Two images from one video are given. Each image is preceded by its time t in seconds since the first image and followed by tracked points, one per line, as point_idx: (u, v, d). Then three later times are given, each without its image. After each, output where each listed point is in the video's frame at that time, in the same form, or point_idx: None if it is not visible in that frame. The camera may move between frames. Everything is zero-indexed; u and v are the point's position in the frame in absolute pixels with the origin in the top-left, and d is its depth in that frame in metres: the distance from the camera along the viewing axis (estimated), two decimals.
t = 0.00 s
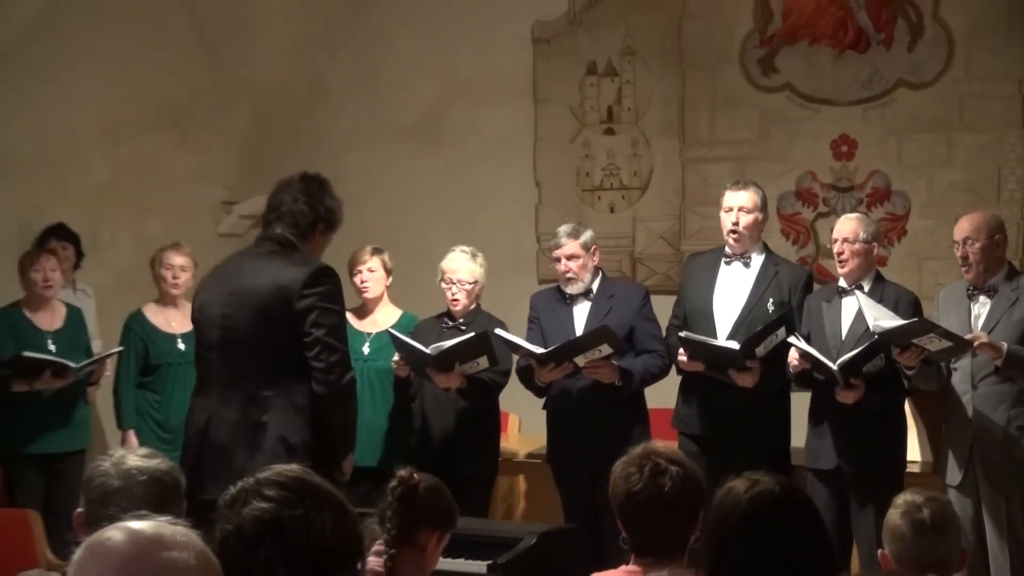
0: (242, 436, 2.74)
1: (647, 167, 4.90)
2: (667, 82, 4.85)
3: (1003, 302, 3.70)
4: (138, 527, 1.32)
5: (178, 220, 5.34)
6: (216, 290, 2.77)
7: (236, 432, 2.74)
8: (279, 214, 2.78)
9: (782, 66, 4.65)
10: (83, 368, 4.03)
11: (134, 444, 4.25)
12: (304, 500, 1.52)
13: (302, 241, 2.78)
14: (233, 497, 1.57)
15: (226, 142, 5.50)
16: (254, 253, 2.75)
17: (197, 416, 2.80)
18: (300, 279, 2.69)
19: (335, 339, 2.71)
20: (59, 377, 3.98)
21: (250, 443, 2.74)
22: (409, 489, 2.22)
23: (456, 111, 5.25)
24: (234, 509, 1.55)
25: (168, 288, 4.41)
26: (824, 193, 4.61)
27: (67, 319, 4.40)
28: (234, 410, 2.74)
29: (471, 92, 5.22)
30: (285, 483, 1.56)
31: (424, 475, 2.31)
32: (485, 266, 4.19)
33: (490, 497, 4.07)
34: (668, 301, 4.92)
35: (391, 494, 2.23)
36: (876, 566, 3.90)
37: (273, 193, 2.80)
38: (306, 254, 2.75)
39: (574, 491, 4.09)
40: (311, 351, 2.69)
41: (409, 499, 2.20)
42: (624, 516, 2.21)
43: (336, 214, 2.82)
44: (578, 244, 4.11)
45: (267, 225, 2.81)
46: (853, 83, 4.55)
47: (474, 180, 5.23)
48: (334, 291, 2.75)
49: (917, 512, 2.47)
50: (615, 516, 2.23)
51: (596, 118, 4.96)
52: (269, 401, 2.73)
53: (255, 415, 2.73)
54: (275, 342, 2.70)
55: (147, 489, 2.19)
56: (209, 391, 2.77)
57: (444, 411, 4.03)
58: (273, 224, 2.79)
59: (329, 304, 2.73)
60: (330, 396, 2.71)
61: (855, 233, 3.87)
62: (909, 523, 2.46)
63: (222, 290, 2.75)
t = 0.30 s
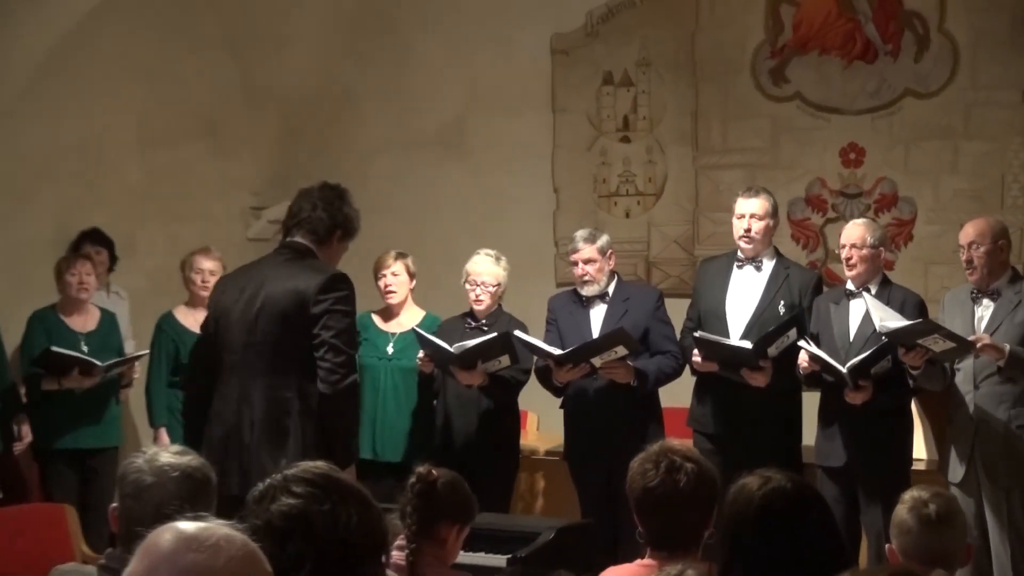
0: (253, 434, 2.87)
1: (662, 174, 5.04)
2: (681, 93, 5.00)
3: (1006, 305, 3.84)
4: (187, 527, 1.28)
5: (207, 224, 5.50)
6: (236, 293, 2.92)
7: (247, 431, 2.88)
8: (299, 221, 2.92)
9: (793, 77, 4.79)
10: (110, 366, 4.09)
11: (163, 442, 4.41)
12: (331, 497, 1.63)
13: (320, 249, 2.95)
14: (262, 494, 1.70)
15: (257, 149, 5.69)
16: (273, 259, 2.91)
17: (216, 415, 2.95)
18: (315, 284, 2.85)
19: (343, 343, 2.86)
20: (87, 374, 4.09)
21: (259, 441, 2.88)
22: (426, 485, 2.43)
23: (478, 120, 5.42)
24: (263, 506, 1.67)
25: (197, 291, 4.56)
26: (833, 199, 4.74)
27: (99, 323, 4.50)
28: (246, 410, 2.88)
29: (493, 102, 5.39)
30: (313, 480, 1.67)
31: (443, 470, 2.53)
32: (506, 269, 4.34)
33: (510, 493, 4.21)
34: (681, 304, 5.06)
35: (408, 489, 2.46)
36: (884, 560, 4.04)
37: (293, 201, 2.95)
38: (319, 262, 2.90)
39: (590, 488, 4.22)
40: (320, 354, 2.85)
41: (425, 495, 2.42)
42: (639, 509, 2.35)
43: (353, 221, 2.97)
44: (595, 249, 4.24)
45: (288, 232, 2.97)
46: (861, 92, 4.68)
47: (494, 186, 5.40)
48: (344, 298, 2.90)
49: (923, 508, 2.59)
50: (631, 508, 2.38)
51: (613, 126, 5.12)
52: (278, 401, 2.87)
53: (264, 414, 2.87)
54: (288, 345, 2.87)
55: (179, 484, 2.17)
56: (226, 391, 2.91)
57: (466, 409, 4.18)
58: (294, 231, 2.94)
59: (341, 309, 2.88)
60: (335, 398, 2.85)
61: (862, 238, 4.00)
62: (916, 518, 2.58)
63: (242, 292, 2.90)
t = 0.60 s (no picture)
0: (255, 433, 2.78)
1: (671, 181, 5.19)
2: (689, 102, 5.14)
3: (1002, 307, 4.08)
4: (223, 525, 1.37)
5: (228, 229, 5.68)
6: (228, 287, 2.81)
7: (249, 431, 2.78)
8: (285, 204, 2.77)
9: (798, 87, 4.92)
10: (127, 372, 4.16)
11: (190, 440, 4.58)
12: (350, 493, 1.73)
13: (307, 232, 2.78)
14: (284, 490, 1.80)
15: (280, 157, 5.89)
16: (256, 248, 2.76)
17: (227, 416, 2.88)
18: (288, 273, 2.69)
19: (324, 335, 2.70)
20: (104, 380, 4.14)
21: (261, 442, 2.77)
22: (443, 481, 2.58)
23: (496, 129, 5.61)
24: (286, 502, 1.78)
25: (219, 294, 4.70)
26: (837, 206, 4.87)
27: (126, 323, 4.58)
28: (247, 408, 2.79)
29: (508, 111, 5.57)
30: (333, 476, 1.77)
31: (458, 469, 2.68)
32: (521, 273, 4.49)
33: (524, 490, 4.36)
34: (690, 306, 5.20)
35: (425, 486, 2.61)
36: (885, 554, 4.21)
37: (279, 182, 2.79)
38: (299, 249, 2.73)
39: (601, 486, 4.37)
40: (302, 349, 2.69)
41: (441, 490, 2.57)
42: (649, 505, 2.50)
43: (338, 199, 2.77)
44: (606, 253, 4.39)
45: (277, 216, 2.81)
46: (863, 102, 4.81)
47: (511, 193, 5.59)
48: (321, 283, 2.72)
49: (923, 503, 2.72)
50: (642, 504, 2.53)
51: (623, 134, 5.28)
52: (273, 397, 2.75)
53: (261, 413, 2.76)
54: (271, 339, 2.73)
55: (204, 481, 2.15)
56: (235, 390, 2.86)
57: (482, 409, 4.32)
58: (281, 217, 2.79)
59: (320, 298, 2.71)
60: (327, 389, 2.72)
61: (868, 242, 4.16)
62: (916, 513, 2.71)
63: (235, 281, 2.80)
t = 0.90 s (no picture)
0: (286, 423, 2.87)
1: (674, 187, 5.34)
2: (692, 110, 5.29)
3: (993, 310, 4.35)
4: (246, 520, 1.49)
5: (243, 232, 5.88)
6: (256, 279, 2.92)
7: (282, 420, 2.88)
8: (304, 200, 2.91)
9: (797, 96, 5.07)
10: (144, 372, 4.30)
11: (208, 437, 4.73)
12: (364, 487, 1.88)
13: (327, 224, 2.92)
14: (300, 486, 1.94)
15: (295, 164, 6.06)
16: (284, 240, 2.88)
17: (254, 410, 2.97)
18: (322, 262, 2.82)
19: (356, 319, 2.82)
20: (122, 382, 4.27)
21: (295, 429, 2.87)
22: (452, 477, 2.72)
23: (504, 136, 5.76)
24: (303, 497, 1.92)
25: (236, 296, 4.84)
26: (835, 211, 5.01)
27: (147, 323, 4.71)
28: (280, 397, 2.89)
29: (517, 119, 5.73)
30: (346, 472, 1.91)
31: (469, 463, 2.81)
32: (527, 275, 4.63)
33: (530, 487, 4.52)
34: (693, 308, 5.34)
35: (436, 482, 2.73)
36: (881, 549, 4.35)
37: (296, 179, 2.93)
38: (328, 239, 2.86)
39: (606, 483, 4.51)
40: (336, 335, 2.80)
41: (450, 486, 2.70)
42: (653, 500, 2.64)
43: (353, 191, 2.93)
44: (611, 257, 4.53)
45: (295, 211, 2.95)
46: (860, 111, 4.95)
47: (519, 198, 5.74)
48: (355, 270, 2.85)
49: (919, 500, 2.86)
50: (646, 500, 2.66)
51: (628, 142, 5.43)
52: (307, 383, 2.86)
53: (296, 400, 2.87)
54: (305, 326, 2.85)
55: (223, 476, 2.28)
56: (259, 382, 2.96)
57: (491, 407, 4.48)
58: (300, 211, 2.92)
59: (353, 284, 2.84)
60: (358, 373, 2.82)
61: (866, 246, 4.30)
62: (911, 509, 2.84)
63: (263, 276, 2.90)
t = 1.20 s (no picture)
0: (280, 406, 3.26)
1: (674, 191, 5.49)
2: (691, 117, 5.44)
3: (983, 311, 4.51)
4: (263, 515, 1.54)
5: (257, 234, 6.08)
6: (278, 283, 3.34)
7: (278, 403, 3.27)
8: (336, 227, 3.30)
9: (793, 104, 5.21)
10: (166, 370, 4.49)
11: (222, 433, 4.89)
12: (372, 482, 1.98)
13: (353, 253, 3.30)
14: (311, 481, 2.05)
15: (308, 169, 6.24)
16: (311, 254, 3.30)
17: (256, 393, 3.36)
18: (339, 279, 3.22)
19: (361, 331, 3.23)
20: (145, 380, 4.48)
21: (288, 410, 3.26)
22: (461, 471, 2.87)
23: (509, 142, 5.92)
24: (314, 491, 2.02)
25: (252, 296, 5.01)
26: (830, 216, 5.15)
27: (164, 323, 4.88)
28: (280, 383, 3.28)
29: (522, 125, 5.88)
30: (356, 468, 2.02)
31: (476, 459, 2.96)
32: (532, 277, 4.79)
33: (534, 482, 4.67)
34: (693, 309, 5.49)
35: (446, 475, 2.88)
36: (874, 543, 4.50)
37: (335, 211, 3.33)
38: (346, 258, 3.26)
39: (608, 479, 4.66)
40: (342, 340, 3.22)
41: (460, 480, 2.85)
42: (655, 496, 2.77)
43: (385, 233, 3.33)
44: (613, 260, 4.67)
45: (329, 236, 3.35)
46: (854, 118, 5.09)
47: (523, 202, 5.90)
48: (366, 287, 3.26)
49: (912, 495, 2.87)
50: (648, 495, 2.79)
51: (630, 148, 5.59)
52: (305, 375, 3.25)
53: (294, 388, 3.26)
54: (315, 329, 3.25)
55: (237, 471, 2.44)
56: (263, 368, 3.34)
57: (496, 405, 4.64)
58: (331, 236, 3.32)
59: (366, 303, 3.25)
60: (355, 374, 3.23)
61: (860, 251, 4.44)
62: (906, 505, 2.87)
63: (285, 285, 3.29)
